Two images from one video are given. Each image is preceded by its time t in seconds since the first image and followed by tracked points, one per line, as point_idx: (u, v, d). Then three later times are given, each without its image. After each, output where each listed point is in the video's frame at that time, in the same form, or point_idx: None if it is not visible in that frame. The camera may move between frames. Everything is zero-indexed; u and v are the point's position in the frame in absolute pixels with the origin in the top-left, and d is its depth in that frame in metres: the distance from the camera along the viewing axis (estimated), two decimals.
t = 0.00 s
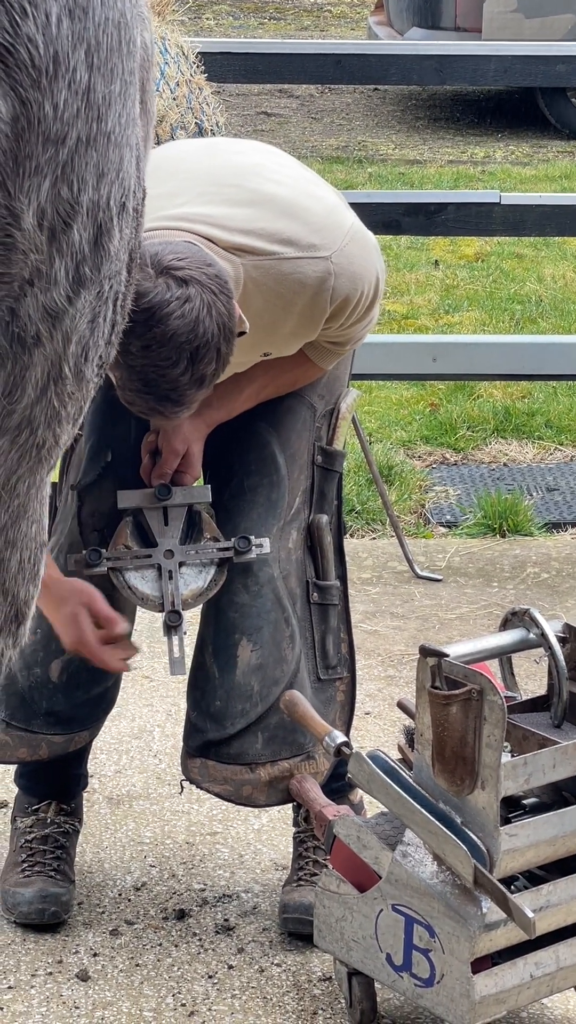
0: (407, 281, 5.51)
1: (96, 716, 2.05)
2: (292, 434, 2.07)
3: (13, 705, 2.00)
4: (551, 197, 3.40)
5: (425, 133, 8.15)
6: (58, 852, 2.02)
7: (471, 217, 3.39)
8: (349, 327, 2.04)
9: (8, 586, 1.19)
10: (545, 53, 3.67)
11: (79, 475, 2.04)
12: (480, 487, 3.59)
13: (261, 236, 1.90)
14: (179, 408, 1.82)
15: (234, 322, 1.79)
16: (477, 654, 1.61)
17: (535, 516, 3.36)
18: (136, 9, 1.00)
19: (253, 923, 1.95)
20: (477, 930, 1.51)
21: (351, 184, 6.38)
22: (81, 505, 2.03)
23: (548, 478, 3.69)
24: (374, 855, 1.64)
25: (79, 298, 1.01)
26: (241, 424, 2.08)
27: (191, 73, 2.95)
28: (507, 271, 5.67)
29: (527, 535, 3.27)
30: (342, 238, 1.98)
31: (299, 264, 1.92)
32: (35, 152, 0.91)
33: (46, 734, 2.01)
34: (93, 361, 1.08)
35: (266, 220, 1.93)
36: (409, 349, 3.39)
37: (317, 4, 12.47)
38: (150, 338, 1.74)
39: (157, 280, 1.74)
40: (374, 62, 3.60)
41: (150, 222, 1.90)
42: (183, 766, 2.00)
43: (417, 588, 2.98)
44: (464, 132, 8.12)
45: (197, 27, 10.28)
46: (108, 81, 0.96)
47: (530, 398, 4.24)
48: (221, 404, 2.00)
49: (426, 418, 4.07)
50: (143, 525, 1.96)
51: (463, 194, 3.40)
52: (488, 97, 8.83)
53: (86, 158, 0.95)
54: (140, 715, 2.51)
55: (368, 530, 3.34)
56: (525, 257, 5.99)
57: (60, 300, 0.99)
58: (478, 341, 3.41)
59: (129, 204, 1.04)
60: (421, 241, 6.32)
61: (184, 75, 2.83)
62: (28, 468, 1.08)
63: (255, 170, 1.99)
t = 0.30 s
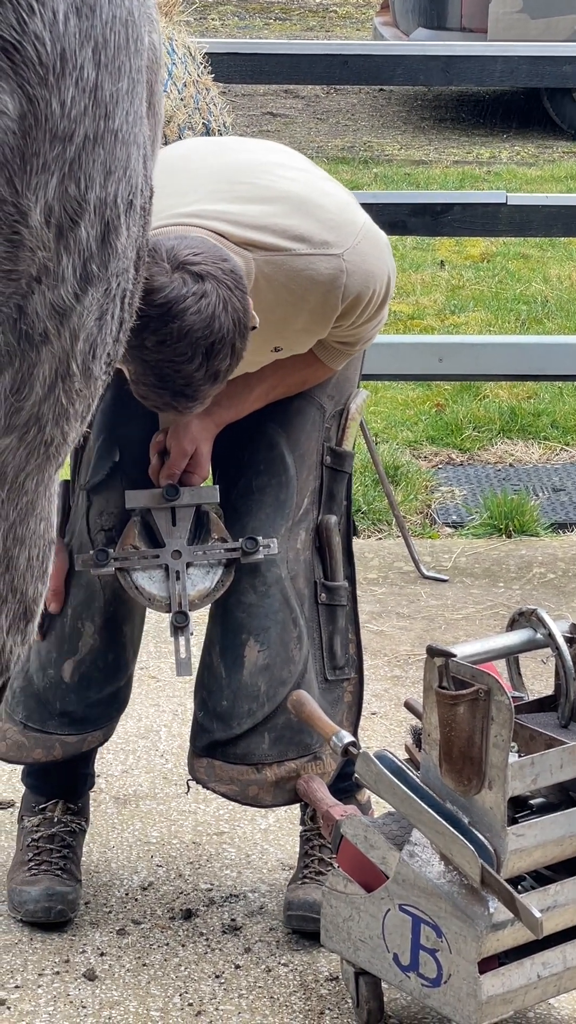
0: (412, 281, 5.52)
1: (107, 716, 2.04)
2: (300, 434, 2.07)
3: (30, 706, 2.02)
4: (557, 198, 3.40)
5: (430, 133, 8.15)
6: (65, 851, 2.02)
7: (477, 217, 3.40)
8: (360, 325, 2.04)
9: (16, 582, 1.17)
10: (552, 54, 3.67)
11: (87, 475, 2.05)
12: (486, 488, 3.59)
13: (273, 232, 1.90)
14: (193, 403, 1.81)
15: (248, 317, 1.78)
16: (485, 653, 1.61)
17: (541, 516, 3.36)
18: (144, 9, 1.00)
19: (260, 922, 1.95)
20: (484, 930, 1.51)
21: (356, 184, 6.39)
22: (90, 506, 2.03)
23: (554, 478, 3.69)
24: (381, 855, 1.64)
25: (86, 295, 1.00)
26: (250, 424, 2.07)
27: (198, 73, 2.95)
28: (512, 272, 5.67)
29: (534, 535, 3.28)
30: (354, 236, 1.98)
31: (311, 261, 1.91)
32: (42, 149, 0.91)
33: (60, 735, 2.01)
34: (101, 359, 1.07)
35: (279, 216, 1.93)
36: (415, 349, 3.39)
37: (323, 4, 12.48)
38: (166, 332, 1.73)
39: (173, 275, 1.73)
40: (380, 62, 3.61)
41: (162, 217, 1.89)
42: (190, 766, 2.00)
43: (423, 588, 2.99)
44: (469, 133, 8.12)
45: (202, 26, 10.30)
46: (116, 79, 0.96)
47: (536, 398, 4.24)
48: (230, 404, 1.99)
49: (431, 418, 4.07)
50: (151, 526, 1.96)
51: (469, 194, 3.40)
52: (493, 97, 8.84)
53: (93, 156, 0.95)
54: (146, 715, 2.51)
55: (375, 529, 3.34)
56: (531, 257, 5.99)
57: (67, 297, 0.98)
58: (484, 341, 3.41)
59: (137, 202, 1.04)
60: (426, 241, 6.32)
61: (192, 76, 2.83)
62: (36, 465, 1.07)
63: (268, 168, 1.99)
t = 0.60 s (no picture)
0: (417, 281, 5.53)
1: (115, 713, 2.05)
2: (306, 432, 2.07)
3: (35, 704, 2.02)
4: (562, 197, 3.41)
5: (434, 133, 8.16)
6: (69, 849, 2.03)
7: (482, 217, 3.40)
8: (364, 324, 2.03)
9: (22, 582, 1.15)
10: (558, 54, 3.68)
11: (92, 474, 2.06)
12: (491, 487, 3.59)
13: (276, 230, 1.89)
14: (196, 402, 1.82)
15: (250, 316, 1.78)
16: (492, 652, 1.61)
17: (545, 516, 3.36)
18: (147, 8, 1.00)
19: (266, 921, 1.95)
20: (491, 929, 1.51)
21: (360, 184, 6.39)
22: (95, 505, 2.04)
23: (559, 478, 3.69)
24: (388, 855, 1.64)
25: (89, 292, 1.00)
26: (256, 422, 2.07)
27: (203, 73, 2.94)
28: (517, 272, 5.67)
29: (539, 535, 3.28)
30: (357, 234, 1.97)
31: (314, 259, 1.91)
32: (44, 145, 0.91)
33: (66, 732, 2.01)
34: (105, 357, 1.07)
35: (283, 214, 1.92)
36: (420, 348, 3.39)
37: (327, 4, 12.49)
38: (167, 332, 1.72)
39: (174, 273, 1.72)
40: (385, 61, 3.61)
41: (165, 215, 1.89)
42: (199, 763, 2.00)
43: (428, 587, 2.99)
44: (473, 133, 8.12)
45: (205, 26, 10.31)
46: (119, 77, 0.96)
47: (541, 398, 4.24)
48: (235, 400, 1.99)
49: (437, 418, 4.08)
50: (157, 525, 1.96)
51: (474, 193, 3.40)
52: (498, 98, 8.84)
53: (95, 152, 0.95)
54: (152, 715, 2.51)
55: (380, 529, 3.35)
56: (535, 257, 5.99)
57: (70, 294, 0.98)
58: (489, 341, 3.41)
59: (141, 200, 1.04)
60: (431, 241, 6.32)
61: (196, 75, 2.82)
62: (41, 463, 1.06)
63: (271, 166, 1.99)
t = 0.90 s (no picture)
0: (421, 279, 5.53)
1: (116, 710, 2.05)
2: (308, 429, 2.06)
3: (35, 698, 2.02)
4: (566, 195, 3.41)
5: (437, 131, 8.16)
6: (72, 846, 2.03)
7: (486, 216, 3.40)
8: (372, 321, 2.03)
9: (26, 577, 1.14)
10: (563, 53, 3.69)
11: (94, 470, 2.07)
12: (494, 486, 3.59)
13: (282, 227, 1.89)
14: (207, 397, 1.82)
15: (255, 307, 1.77)
16: (496, 650, 1.61)
17: (549, 515, 3.36)
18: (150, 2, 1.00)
19: (270, 920, 1.95)
20: (495, 928, 1.51)
21: (363, 182, 6.39)
22: (98, 501, 2.04)
23: (562, 477, 3.70)
24: (392, 853, 1.65)
25: (92, 286, 1.00)
26: (259, 420, 2.06)
27: (200, 69, 2.92)
28: (520, 270, 5.68)
29: (542, 533, 3.28)
30: (364, 230, 1.97)
31: (321, 256, 1.90)
32: (46, 138, 0.91)
33: (67, 727, 2.01)
34: (108, 351, 1.07)
35: (290, 211, 1.92)
36: (424, 346, 3.39)
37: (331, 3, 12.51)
38: (173, 329, 1.72)
39: (176, 270, 1.72)
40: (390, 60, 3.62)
41: (172, 213, 1.89)
42: (199, 760, 2.00)
43: (432, 585, 2.99)
44: (476, 131, 8.13)
45: (209, 25, 10.33)
46: (121, 70, 0.96)
47: (544, 396, 4.25)
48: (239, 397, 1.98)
49: (440, 416, 4.08)
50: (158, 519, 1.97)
51: (478, 191, 3.40)
52: (500, 97, 8.85)
53: (97, 146, 0.95)
54: (156, 713, 2.51)
55: (383, 528, 3.35)
56: (538, 256, 6.00)
57: (73, 287, 0.98)
58: (493, 339, 3.41)
59: (144, 194, 1.04)
60: (434, 240, 6.33)
61: (194, 71, 2.80)
62: (44, 458, 1.06)
63: (277, 163, 1.98)
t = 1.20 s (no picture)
0: (423, 276, 5.53)
1: (116, 705, 2.05)
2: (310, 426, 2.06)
3: (35, 692, 2.01)
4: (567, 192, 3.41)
5: (439, 128, 8.16)
6: (71, 835, 2.03)
7: (488, 213, 3.40)
8: (374, 317, 2.03)
9: (28, 571, 1.14)
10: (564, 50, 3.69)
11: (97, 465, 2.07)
12: (496, 483, 3.60)
13: (285, 222, 1.89)
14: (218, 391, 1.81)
15: (264, 299, 1.77)
16: (499, 647, 1.60)
17: (551, 512, 3.35)
18: None
19: (272, 917, 1.95)
20: (498, 924, 1.51)
21: (365, 179, 6.39)
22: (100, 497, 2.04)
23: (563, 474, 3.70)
24: (394, 850, 1.64)
25: (91, 279, 1.00)
26: (260, 416, 2.06)
27: (201, 65, 2.92)
28: (522, 267, 5.68)
29: (544, 530, 3.28)
30: (367, 226, 1.97)
31: (325, 251, 1.90)
32: (45, 132, 0.91)
33: (67, 721, 2.01)
34: (109, 344, 1.07)
35: (292, 207, 1.92)
36: (425, 343, 3.40)
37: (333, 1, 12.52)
38: (182, 322, 1.72)
39: (184, 265, 1.73)
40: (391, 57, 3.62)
41: (174, 208, 1.89)
42: (199, 756, 2.00)
43: (434, 582, 2.99)
44: (479, 128, 8.13)
45: (211, 23, 10.33)
46: (120, 64, 0.96)
47: (546, 393, 4.25)
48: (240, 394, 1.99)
49: (442, 413, 4.08)
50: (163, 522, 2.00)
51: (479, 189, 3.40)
52: (502, 94, 8.85)
53: (96, 139, 0.95)
54: (158, 710, 2.51)
55: (385, 525, 3.35)
56: (540, 252, 6.00)
57: (72, 280, 0.98)
58: (494, 335, 3.41)
59: (145, 188, 1.03)
60: (436, 237, 6.33)
61: (195, 68, 2.80)
62: (45, 451, 1.05)
63: (279, 159, 1.98)
